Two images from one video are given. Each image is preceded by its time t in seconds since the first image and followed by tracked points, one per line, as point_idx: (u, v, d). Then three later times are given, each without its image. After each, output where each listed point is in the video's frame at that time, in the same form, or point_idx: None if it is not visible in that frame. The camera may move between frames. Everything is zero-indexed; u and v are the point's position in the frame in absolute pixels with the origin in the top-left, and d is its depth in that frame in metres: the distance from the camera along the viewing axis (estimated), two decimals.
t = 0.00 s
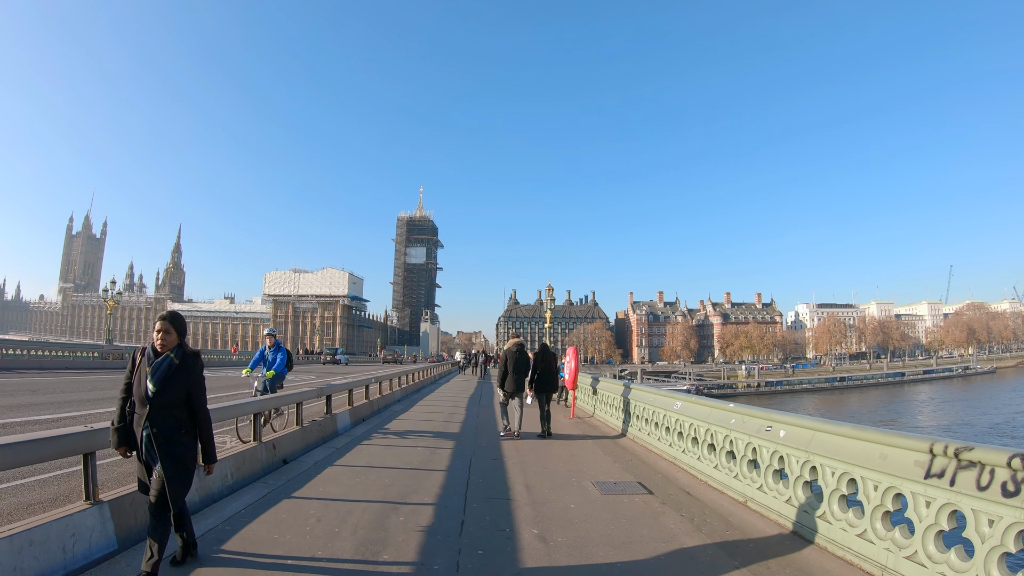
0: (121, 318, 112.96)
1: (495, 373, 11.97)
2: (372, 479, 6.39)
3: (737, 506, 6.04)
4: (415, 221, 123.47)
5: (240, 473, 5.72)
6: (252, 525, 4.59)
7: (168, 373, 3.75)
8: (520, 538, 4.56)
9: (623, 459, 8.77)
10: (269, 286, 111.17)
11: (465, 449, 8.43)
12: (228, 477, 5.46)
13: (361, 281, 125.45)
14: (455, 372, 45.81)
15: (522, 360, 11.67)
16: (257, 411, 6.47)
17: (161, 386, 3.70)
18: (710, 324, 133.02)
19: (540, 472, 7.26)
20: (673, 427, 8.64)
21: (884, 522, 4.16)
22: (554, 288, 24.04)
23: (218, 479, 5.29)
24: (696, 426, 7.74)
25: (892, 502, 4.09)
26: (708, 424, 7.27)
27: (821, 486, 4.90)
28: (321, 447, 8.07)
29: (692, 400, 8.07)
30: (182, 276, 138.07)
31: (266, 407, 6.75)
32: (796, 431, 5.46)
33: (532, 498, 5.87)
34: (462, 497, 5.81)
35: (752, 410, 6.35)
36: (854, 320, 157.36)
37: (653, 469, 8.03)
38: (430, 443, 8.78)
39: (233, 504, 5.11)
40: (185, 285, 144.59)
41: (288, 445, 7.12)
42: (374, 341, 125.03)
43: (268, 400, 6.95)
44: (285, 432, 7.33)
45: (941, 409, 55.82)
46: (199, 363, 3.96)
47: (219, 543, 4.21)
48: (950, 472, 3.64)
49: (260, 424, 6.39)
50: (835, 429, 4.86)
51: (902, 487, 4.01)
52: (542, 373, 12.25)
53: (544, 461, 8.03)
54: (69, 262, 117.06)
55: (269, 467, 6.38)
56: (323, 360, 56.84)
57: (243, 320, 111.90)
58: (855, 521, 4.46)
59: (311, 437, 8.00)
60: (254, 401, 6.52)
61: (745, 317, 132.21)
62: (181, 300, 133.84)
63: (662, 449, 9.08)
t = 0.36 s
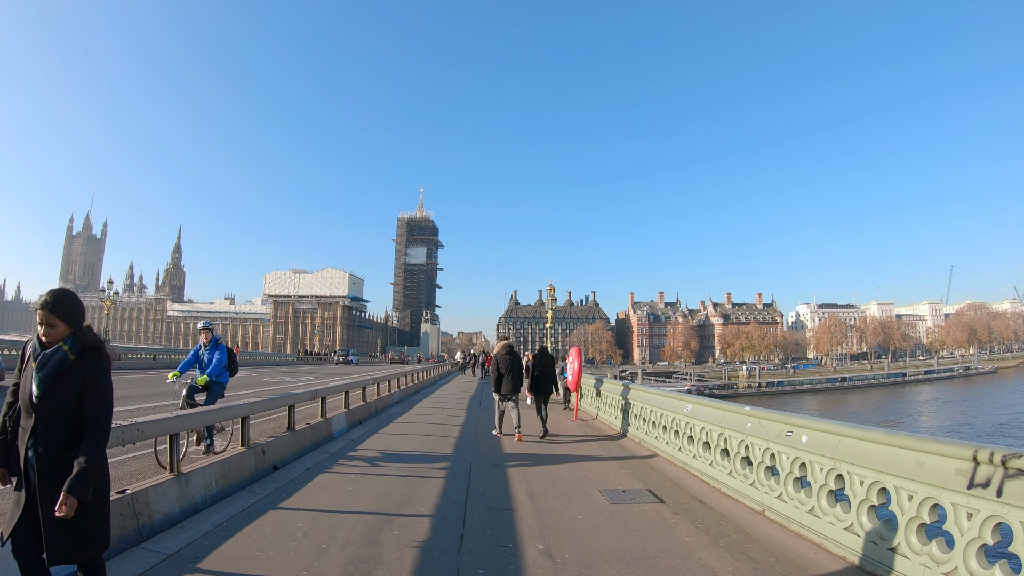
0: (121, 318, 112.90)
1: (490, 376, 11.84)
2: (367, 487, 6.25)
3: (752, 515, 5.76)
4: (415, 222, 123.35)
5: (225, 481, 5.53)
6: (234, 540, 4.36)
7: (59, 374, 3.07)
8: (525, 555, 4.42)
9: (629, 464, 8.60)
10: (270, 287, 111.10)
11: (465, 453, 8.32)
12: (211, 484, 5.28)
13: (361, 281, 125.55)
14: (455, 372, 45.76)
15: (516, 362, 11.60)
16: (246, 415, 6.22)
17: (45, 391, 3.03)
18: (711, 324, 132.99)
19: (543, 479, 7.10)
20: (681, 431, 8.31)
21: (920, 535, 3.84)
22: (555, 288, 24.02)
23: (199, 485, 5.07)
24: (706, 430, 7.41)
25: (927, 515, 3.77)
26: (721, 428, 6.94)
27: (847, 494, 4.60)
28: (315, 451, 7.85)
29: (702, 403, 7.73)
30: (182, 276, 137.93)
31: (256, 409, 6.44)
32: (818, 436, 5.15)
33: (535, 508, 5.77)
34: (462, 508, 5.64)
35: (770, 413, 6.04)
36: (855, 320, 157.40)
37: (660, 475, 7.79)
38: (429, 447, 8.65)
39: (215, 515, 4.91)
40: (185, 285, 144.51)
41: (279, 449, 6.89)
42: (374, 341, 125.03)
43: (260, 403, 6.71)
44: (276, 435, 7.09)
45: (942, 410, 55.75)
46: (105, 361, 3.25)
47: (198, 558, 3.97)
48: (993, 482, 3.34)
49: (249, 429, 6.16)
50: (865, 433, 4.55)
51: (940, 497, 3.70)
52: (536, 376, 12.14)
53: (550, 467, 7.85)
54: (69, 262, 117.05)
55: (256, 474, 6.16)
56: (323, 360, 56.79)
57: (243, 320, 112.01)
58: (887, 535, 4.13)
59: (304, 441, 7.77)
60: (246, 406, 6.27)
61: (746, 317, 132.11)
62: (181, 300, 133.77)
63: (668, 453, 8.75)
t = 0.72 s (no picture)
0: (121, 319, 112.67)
1: (482, 373, 12.22)
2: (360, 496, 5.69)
3: (772, 526, 5.53)
4: (416, 221, 123.16)
5: (209, 492, 5.12)
6: (213, 559, 3.98)
7: None
8: None
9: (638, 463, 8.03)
10: (270, 286, 110.99)
11: (466, 453, 7.57)
12: (194, 495, 4.87)
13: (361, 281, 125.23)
14: (456, 372, 45.67)
15: (508, 362, 11.80)
16: (233, 420, 5.81)
17: None
18: (712, 324, 132.86)
19: (549, 483, 6.50)
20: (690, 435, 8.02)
21: (962, 551, 3.65)
22: (556, 287, 23.75)
23: (181, 497, 4.72)
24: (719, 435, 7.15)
25: (971, 530, 3.59)
26: (736, 433, 6.67)
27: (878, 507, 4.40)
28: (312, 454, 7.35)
29: (716, 407, 7.46)
30: (182, 276, 137.91)
31: (241, 413, 5.98)
32: (846, 443, 4.95)
33: (540, 517, 5.42)
34: (462, 516, 5.25)
35: (790, 418, 5.81)
36: (856, 320, 157.31)
37: (670, 480, 7.40)
38: (429, 447, 8.08)
39: (196, 530, 4.52)
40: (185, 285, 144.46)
41: (271, 454, 6.39)
42: (375, 341, 124.99)
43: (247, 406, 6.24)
44: (268, 439, 6.58)
45: (944, 410, 55.60)
46: None
47: None
48: None
49: (237, 434, 5.72)
50: (900, 442, 4.35)
51: (984, 512, 3.52)
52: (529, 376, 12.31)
53: (553, 462, 7.31)
54: (70, 262, 116.99)
55: (244, 483, 5.68)
56: (322, 361, 56.44)
57: (244, 320, 111.95)
58: (923, 549, 3.95)
59: (299, 444, 7.25)
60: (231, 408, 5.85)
61: (747, 317, 132.07)
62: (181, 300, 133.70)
63: (675, 458, 8.44)
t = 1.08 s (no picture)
0: (121, 318, 112.52)
1: (481, 372, 12.21)
2: (354, 507, 5.12)
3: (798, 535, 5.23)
4: (416, 221, 122.91)
5: (194, 500, 4.71)
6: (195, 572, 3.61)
7: None
8: None
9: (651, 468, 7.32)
10: (270, 286, 110.89)
11: (468, 459, 7.17)
12: (175, 504, 4.48)
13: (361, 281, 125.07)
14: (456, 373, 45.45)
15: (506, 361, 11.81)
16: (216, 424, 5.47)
17: None
18: (713, 324, 132.82)
19: (556, 490, 5.72)
20: (705, 440, 7.68)
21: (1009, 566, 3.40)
22: (559, 287, 23.66)
23: (159, 508, 4.28)
24: (737, 440, 6.83)
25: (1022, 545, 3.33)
26: (756, 437, 6.36)
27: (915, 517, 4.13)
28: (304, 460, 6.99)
29: (732, 409, 7.17)
30: (182, 276, 137.81)
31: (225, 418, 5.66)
32: (878, 449, 4.66)
33: (548, 523, 4.74)
34: (463, 527, 4.63)
35: (816, 422, 5.50)
36: (856, 320, 157.26)
37: (686, 486, 6.99)
38: (426, 453, 7.62)
39: (174, 544, 4.08)
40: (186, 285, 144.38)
41: (260, 460, 6.01)
42: (375, 341, 124.87)
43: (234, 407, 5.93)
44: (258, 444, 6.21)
45: (946, 410, 55.40)
46: None
47: None
48: None
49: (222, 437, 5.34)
50: (937, 447, 4.11)
51: None
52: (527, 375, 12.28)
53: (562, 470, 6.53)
54: (70, 262, 116.90)
55: (231, 491, 5.28)
56: (322, 360, 56.27)
57: (243, 320, 111.81)
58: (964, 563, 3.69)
59: (291, 449, 6.88)
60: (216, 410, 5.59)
61: (747, 317, 132.10)
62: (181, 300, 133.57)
63: (690, 462, 8.11)
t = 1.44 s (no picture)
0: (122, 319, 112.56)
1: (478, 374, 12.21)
2: (346, 520, 4.82)
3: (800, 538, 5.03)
4: (416, 221, 122.83)
5: (174, 512, 4.44)
6: None
7: None
8: None
9: (663, 476, 7.20)
10: (271, 286, 110.86)
11: (467, 466, 6.91)
12: (154, 516, 4.21)
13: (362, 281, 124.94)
14: (458, 373, 45.27)
15: (503, 363, 11.91)
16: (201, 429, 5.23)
17: None
18: (714, 324, 132.67)
19: (563, 500, 5.56)
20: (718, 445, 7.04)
21: None
22: (561, 287, 23.50)
23: (135, 522, 4.01)
24: (752, 445, 6.21)
25: None
26: (774, 442, 5.74)
27: (921, 522, 3.87)
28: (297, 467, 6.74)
29: (747, 412, 6.54)
30: (184, 276, 137.95)
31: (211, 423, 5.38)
32: (914, 457, 4.09)
33: (553, 535, 4.62)
34: (465, 541, 4.43)
35: (841, 426, 4.91)
36: (859, 319, 156.94)
37: (697, 496, 6.37)
38: (424, 460, 7.35)
39: (149, 561, 3.80)
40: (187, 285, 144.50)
41: (248, 467, 5.74)
42: (375, 342, 124.87)
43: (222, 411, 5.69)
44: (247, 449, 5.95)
45: (950, 411, 55.06)
46: None
47: None
48: None
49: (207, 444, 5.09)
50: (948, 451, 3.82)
51: None
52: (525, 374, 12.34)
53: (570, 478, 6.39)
54: (71, 262, 117.05)
55: (215, 501, 5.01)
56: (323, 360, 56.19)
57: (244, 320, 111.85)
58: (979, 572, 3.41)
59: (283, 455, 6.62)
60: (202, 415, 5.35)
61: (749, 317, 131.91)
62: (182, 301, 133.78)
63: (701, 468, 7.46)
